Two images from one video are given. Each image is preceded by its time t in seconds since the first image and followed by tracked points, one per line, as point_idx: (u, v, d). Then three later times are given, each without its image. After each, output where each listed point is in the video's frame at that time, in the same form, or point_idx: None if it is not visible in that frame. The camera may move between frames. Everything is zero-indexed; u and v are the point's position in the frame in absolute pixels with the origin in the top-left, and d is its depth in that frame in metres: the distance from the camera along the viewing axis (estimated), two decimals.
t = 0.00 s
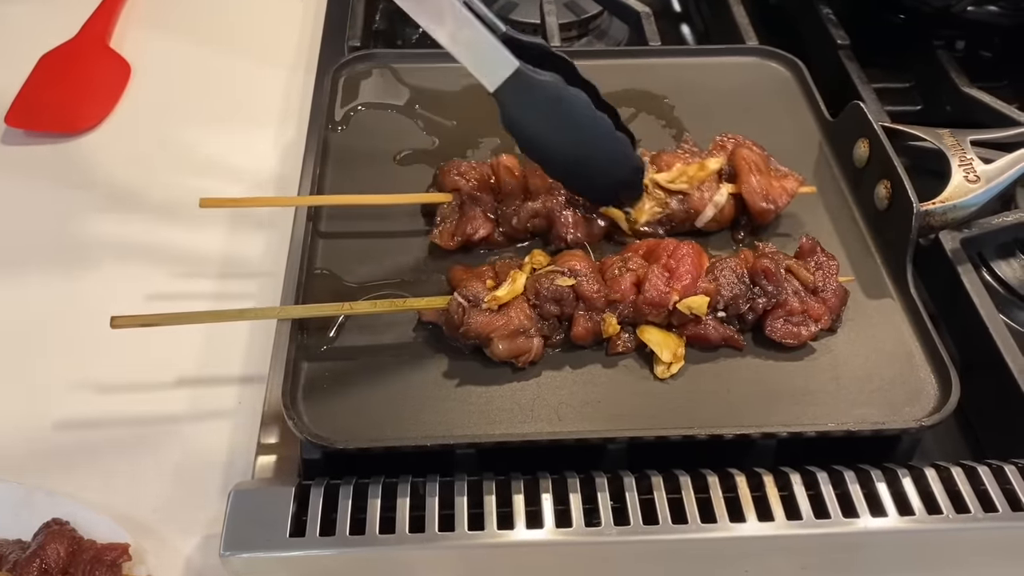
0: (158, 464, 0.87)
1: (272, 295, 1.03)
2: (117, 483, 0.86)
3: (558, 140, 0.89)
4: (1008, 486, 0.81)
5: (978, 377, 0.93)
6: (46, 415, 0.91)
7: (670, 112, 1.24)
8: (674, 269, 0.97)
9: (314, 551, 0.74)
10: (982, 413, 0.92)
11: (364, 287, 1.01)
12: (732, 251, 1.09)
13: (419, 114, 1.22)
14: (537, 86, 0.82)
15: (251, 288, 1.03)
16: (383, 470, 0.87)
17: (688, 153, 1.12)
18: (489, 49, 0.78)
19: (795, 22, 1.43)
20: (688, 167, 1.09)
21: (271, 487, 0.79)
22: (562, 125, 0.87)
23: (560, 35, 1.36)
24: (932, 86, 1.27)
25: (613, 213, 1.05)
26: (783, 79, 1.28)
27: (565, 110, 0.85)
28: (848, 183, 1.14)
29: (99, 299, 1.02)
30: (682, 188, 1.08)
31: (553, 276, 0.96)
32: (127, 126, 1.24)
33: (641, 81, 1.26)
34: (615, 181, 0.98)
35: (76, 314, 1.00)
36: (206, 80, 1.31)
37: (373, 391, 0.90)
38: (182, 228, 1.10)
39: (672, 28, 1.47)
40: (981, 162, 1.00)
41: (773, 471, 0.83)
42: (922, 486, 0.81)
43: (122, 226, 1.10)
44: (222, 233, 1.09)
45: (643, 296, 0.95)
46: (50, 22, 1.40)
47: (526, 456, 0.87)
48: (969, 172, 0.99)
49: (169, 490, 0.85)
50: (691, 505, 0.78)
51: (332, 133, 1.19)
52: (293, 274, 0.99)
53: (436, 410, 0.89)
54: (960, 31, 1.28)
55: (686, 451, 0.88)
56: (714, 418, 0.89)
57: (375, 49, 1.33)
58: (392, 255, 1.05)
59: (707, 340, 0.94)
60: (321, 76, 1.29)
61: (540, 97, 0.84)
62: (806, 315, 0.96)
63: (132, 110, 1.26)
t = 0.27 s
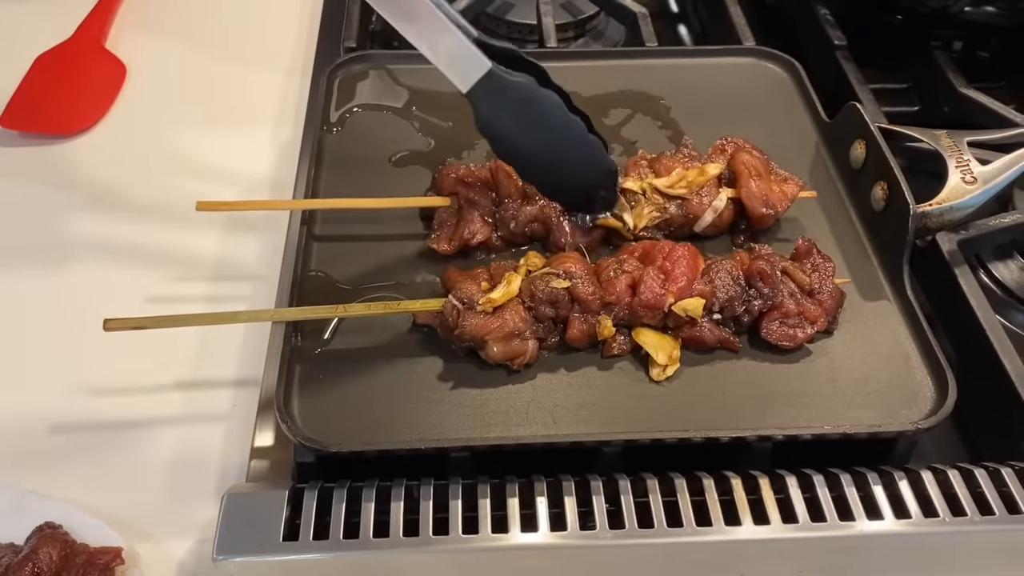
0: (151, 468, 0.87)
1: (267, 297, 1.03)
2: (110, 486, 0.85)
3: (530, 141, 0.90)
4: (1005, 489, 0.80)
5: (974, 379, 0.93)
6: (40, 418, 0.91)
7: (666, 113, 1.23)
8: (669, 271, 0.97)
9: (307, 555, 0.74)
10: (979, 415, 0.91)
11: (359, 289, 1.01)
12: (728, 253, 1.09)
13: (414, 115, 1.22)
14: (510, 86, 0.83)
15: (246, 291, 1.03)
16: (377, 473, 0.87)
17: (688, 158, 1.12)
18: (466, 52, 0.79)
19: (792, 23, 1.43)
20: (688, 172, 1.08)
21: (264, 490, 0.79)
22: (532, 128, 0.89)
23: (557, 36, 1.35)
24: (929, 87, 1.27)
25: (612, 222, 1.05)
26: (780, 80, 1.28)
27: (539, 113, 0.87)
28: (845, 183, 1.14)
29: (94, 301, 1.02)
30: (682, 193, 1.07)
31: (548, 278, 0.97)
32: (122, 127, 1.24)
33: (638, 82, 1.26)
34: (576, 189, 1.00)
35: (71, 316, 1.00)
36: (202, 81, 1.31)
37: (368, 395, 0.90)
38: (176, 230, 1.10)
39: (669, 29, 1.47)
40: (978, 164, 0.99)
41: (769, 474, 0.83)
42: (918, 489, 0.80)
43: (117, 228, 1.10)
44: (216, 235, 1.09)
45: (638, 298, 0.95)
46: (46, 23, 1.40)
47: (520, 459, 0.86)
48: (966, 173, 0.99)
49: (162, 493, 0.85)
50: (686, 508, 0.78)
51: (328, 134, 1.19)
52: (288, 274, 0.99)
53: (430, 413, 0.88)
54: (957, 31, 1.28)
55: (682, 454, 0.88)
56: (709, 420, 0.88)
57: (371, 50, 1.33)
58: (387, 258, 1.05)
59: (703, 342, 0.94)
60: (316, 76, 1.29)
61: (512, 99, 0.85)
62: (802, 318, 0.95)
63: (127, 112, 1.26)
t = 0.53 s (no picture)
0: (151, 468, 0.87)
1: (266, 298, 1.03)
2: (109, 486, 0.86)
3: (517, 122, 0.76)
4: (1003, 489, 0.80)
5: (973, 378, 0.93)
6: (39, 418, 0.91)
7: (665, 113, 1.24)
8: (668, 271, 0.97)
9: (305, 555, 0.74)
10: (977, 415, 0.91)
11: (358, 290, 1.01)
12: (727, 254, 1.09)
13: (414, 115, 1.22)
14: (500, 70, 0.71)
15: (245, 293, 1.03)
16: (376, 473, 0.87)
17: (694, 162, 1.12)
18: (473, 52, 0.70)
19: (791, 23, 1.43)
20: (694, 176, 1.08)
21: (263, 490, 0.79)
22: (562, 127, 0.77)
23: (556, 36, 1.36)
24: (928, 87, 1.27)
25: (619, 228, 1.06)
26: (779, 80, 1.28)
27: (533, 97, 0.74)
28: (843, 183, 1.14)
29: (93, 302, 1.02)
30: (689, 198, 1.07)
31: (547, 278, 0.97)
32: (121, 128, 1.24)
33: (637, 83, 1.26)
34: (583, 172, 0.83)
35: (71, 317, 1.00)
36: (202, 82, 1.31)
37: (368, 395, 0.90)
38: (176, 231, 1.10)
39: (668, 29, 1.47)
40: (976, 164, 0.99)
41: (767, 474, 0.83)
42: (916, 489, 0.81)
43: (117, 229, 1.10)
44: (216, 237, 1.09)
45: (637, 298, 0.95)
46: (46, 24, 1.40)
47: (519, 459, 0.86)
48: (964, 173, 0.99)
49: (160, 495, 0.85)
50: (684, 508, 0.78)
51: (326, 135, 1.19)
52: (286, 275, 0.99)
53: (430, 413, 0.88)
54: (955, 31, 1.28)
55: (680, 454, 0.88)
56: (707, 420, 0.88)
57: (370, 50, 1.33)
58: (386, 258, 1.05)
59: (701, 342, 0.94)
60: (316, 77, 1.29)
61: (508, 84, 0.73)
62: (800, 318, 0.95)
63: (127, 113, 1.26)
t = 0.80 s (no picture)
0: (155, 467, 0.87)
1: (270, 299, 1.03)
2: (114, 485, 0.86)
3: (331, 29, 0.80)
4: (1002, 488, 0.81)
5: (972, 379, 0.93)
6: (44, 417, 0.91)
7: (666, 115, 1.24)
8: (669, 273, 0.98)
9: (309, 554, 0.75)
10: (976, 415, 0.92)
11: (361, 290, 1.02)
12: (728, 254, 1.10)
13: (416, 117, 1.22)
14: None
15: (249, 293, 1.04)
16: (379, 473, 0.87)
17: (694, 163, 1.12)
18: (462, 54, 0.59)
19: (791, 25, 1.44)
20: (696, 177, 1.08)
21: (267, 490, 0.80)
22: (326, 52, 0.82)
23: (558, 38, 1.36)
24: (928, 89, 1.28)
25: (622, 230, 1.07)
26: (779, 82, 1.29)
27: None
28: (843, 184, 1.15)
29: (98, 303, 1.02)
30: (690, 199, 1.07)
31: (549, 279, 0.97)
32: (125, 129, 1.24)
33: (638, 85, 1.27)
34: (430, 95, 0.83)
35: (75, 316, 1.01)
36: (205, 84, 1.32)
37: (371, 395, 0.91)
38: (180, 232, 1.10)
39: (669, 31, 1.48)
40: (976, 166, 1.00)
41: (768, 474, 0.83)
42: (916, 488, 0.81)
43: (121, 229, 1.11)
44: (219, 238, 1.10)
45: (638, 299, 0.96)
46: (50, 26, 1.41)
47: (521, 458, 0.87)
48: (963, 175, 0.99)
49: (165, 494, 0.85)
50: (686, 508, 0.79)
51: (329, 136, 1.19)
52: (290, 276, 0.99)
53: (433, 414, 0.89)
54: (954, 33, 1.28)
55: (681, 454, 0.89)
56: (708, 420, 0.89)
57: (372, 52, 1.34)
58: (389, 259, 1.05)
59: (703, 343, 0.95)
60: (318, 78, 1.30)
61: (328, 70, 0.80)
62: (801, 319, 0.96)
63: (130, 114, 1.27)
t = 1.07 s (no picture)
0: (162, 467, 0.88)
1: (275, 299, 1.04)
2: (121, 485, 0.87)
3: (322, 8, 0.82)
4: (1004, 488, 0.81)
5: (974, 379, 0.94)
6: (51, 418, 0.92)
7: (669, 117, 1.25)
8: (672, 274, 0.98)
9: (314, 553, 0.75)
10: (978, 415, 0.92)
11: (366, 291, 1.02)
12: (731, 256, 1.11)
13: (420, 118, 1.23)
14: None
15: (254, 294, 1.04)
16: (384, 473, 0.88)
17: (697, 165, 1.13)
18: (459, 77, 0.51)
19: (793, 26, 1.44)
20: (699, 179, 1.09)
21: (273, 489, 0.80)
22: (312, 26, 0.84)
23: (561, 40, 1.37)
24: (930, 90, 1.28)
25: (625, 231, 1.07)
26: (782, 83, 1.29)
27: None
28: (845, 186, 1.15)
29: (103, 304, 1.03)
30: (693, 201, 1.08)
31: (553, 280, 0.97)
32: (130, 130, 1.25)
33: (641, 86, 1.27)
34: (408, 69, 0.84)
35: (81, 317, 1.01)
36: (210, 85, 1.32)
37: (376, 396, 0.91)
38: (185, 233, 1.11)
39: (672, 33, 1.48)
40: (978, 167, 1.00)
41: (771, 474, 0.84)
42: (918, 488, 0.82)
43: (126, 230, 1.11)
44: (224, 239, 1.11)
45: (642, 301, 0.96)
46: (55, 28, 1.42)
47: (525, 458, 0.87)
48: (965, 177, 1.00)
49: (172, 493, 0.86)
50: (689, 508, 0.79)
51: (334, 138, 1.20)
52: (296, 277, 1.00)
53: (437, 414, 0.90)
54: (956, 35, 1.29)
55: (684, 454, 0.89)
56: (712, 420, 0.90)
57: (376, 54, 1.34)
58: (394, 260, 1.06)
59: (706, 344, 0.95)
60: (322, 80, 1.30)
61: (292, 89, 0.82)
62: (803, 320, 0.97)
63: (135, 116, 1.27)
